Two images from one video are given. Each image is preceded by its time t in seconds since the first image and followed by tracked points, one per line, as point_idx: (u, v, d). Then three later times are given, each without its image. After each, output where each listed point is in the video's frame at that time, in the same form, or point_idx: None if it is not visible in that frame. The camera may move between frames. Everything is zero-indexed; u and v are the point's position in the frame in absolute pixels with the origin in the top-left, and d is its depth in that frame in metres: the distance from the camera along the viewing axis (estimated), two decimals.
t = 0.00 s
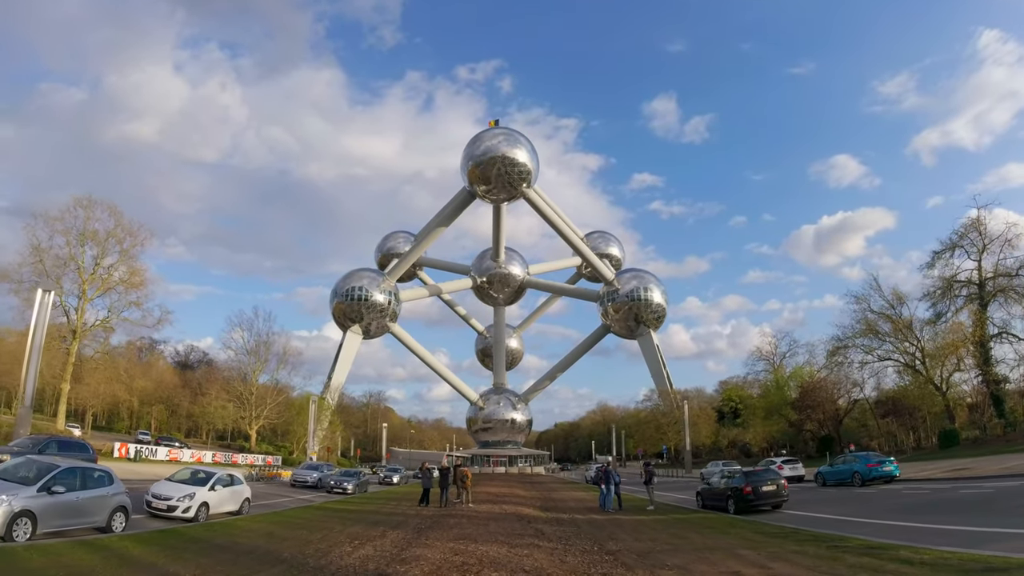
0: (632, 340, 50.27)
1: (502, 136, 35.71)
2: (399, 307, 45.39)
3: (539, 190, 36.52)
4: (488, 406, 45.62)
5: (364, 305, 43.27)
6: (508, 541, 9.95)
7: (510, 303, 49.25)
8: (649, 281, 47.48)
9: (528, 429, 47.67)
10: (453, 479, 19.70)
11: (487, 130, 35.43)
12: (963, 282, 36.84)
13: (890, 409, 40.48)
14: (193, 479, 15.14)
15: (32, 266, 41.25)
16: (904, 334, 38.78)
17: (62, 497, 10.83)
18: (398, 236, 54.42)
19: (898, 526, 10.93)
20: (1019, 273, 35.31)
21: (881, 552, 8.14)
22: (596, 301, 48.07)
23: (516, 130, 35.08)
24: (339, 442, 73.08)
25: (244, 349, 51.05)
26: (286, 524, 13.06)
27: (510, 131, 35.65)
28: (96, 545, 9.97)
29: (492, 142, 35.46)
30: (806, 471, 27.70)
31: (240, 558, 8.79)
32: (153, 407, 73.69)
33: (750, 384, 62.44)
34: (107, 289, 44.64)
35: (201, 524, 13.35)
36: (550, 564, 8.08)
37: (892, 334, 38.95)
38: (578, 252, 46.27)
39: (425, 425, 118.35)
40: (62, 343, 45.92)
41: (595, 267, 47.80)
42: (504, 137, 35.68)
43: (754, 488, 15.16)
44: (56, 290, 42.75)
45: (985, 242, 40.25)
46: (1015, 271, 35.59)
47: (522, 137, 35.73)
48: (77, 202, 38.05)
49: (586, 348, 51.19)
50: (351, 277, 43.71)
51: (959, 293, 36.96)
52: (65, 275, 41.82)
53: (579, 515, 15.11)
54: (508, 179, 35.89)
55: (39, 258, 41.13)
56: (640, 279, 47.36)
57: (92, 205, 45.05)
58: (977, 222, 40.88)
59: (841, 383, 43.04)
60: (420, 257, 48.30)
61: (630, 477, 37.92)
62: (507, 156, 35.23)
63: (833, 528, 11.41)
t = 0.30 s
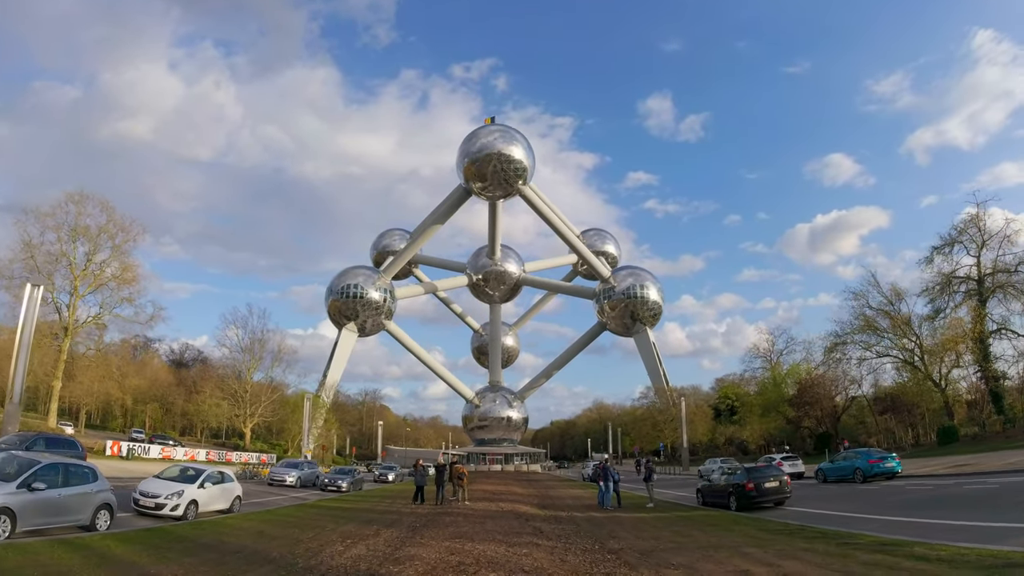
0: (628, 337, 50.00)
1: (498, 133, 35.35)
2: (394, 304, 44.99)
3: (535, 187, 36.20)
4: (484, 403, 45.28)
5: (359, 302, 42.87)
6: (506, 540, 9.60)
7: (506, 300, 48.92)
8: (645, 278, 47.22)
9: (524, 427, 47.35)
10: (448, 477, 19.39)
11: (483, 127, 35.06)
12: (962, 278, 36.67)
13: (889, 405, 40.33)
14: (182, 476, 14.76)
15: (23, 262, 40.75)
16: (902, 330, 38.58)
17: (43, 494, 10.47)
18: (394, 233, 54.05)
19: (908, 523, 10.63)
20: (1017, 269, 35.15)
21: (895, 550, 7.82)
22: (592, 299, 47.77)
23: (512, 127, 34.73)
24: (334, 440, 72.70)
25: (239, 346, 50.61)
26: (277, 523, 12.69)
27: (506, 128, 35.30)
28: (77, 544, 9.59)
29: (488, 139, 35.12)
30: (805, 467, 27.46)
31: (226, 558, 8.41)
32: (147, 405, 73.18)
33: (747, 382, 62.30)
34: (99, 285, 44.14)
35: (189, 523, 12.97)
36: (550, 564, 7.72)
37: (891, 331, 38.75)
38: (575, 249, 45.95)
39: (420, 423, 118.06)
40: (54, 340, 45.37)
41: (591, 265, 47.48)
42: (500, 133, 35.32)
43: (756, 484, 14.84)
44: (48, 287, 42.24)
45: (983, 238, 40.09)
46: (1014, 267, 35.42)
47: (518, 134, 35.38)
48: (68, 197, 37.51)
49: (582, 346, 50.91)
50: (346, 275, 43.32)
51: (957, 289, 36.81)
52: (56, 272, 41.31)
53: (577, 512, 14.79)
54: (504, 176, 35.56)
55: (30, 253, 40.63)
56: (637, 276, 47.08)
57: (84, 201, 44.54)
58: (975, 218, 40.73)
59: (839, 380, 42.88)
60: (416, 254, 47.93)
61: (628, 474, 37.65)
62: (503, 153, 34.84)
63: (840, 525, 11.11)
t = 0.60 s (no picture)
0: (628, 333, 49.64)
1: (496, 129, 34.93)
2: (393, 302, 44.54)
3: (534, 183, 35.76)
4: (483, 400, 44.90)
5: (358, 300, 42.46)
6: (506, 541, 9.21)
7: (505, 297, 48.52)
8: (645, 274, 46.83)
9: (524, 424, 46.97)
10: (447, 474, 19.00)
11: (481, 123, 34.65)
12: (965, 271, 36.32)
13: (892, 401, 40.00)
14: (173, 475, 14.36)
15: (17, 261, 40.28)
16: (905, 324, 38.22)
17: (25, 495, 10.08)
18: (391, 230, 53.60)
19: (923, 519, 10.27)
20: (1021, 262, 34.79)
21: (917, 548, 7.46)
22: (591, 295, 47.36)
23: (510, 122, 34.30)
24: (333, 438, 72.36)
25: (236, 344, 50.17)
26: (270, 523, 12.30)
27: (504, 123, 34.88)
28: (58, 547, 9.18)
29: (486, 135, 34.68)
30: (809, 463, 27.12)
31: (212, 561, 8.00)
32: (145, 405, 72.77)
33: (747, 377, 62.02)
34: (94, 283, 43.69)
35: (179, 524, 12.57)
36: (554, 566, 7.31)
37: (893, 325, 38.39)
38: (574, 245, 45.53)
39: (419, 421, 117.68)
40: (49, 339, 44.91)
41: (590, 260, 47.07)
42: (498, 129, 34.90)
43: (764, 480, 14.47)
44: (42, 285, 41.76)
45: (987, 231, 39.72)
46: (1018, 261, 35.07)
47: (516, 129, 34.96)
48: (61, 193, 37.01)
49: (581, 342, 50.55)
50: (344, 272, 42.90)
51: (960, 282, 36.47)
52: (50, 270, 40.79)
53: (579, 510, 14.40)
54: (502, 172, 35.12)
55: (24, 251, 40.16)
56: (636, 272, 46.68)
57: (78, 198, 44.06)
58: (978, 211, 40.39)
59: (841, 375, 42.54)
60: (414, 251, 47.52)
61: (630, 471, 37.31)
62: (501, 149, 34.43)
63: (851, 522, 10.74)
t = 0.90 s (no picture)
0: (625, 330, 49.37)
1: (492, 125, 34.50)
2: (388, 299, 44.13)
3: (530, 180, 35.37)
4: (479, 398, 44.56)
5: (353, 297, 42.05)
6: (505, 541, 8.85)
7: (501, 294, 48.15)
8: (641, 271, 46.50)
9: (520, 421, 46.65)
10: (443, 472, 18.64)
11: (476, 119, 34.22)
12: (964, 267, 36.09)
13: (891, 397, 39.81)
14: (162, 473, 13.97)
15: (8, 257, 39.69)
16: (904, 320, 38.00)
17: (4, 495, 9.69)
18: (387, 228, 53.18)
19: (934, 516, 9.97)
20: (1020, 257, 34.59)
21: (936, 546, 7.14)
22: (587, 292, 47.04)
23: (506, 118, 33.88)
24: (329, 436, 71.89)
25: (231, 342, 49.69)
26: (260, 522, 11.92)
27: (500, 120, 34.45)
28: (36, 548, 8.79)
29: (482, 131, 34.26)
30: (809, 460, 26.85)
31: (196, 564, 7.64)
32: (140, 403, 72.19)
33: (744, 374, 61.82)
34: (86, 280, 43.12)
35: (167, 523, 12.17)
36: (556, 568, 6.96)
37: (892, 321, 38.16)
38: (570, 242, 45.18)
39: (416, 418, 117.28)
40: (40, 337, 44.31)
41: (586, 257, 46.73)
42: (494, 126, 34.47)
43: (767, 477, 14.17)
44: (33, 282, 41.19)
45: (986, 226, 39.52)
46: (1017, 256, 34.86)
47: (512, 126, 34.53)
48: (52, 188, 36.45)
49: (578, 339, 50.24)
50: (340, 269, 42.47)
51: (959, 278, 36.24)
52: (42, 266, 40.23)
53: (578, 508, 14.05)
54: (498, 169, 34.71)
55: (14, 248, 39.57)
56: (632, 269, 46.36)
57: (70, 193, 43.49)
58: (977, 206, 40.20)
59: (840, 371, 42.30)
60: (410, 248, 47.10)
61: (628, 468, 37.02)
62: (497, 145, 34.03)
63: (861, 519, 10.40)
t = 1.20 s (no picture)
0: (619, 328, 49.13)
1: (486, 122, 34.17)
2: (382, 297, 43.75)
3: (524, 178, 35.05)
4: (473, 396, 44.26)
5: (347, 295, 41.64)
6: (503, 544, 8.58)
7: (495, 292, 47.82)
8: (635, 268, 46.25)
9: (514, 419, 46.37)
10: (437, 471, 18.36)
11: (470, 117, 33.90)
12: (960, 264, 35.95)
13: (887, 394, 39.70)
14: (149, 474, 13.58)
15: None
16: (900, 317, 37.86)
17: None
18: (381, 225, 52.76)
19: (943, 515, 9.75)
20: (1016, 254, 34.48)
21: (952, 549, 6.91)
22: (582, 289, 46.77)
23: (500, 116, 33.54)
24: (323, 434, 71.43)
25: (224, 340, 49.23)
26: (250, 524, 11.61)
27: (494, 117, 34.12)
28: (15, 553, 8.45)
29: (476, 129, 33.94)
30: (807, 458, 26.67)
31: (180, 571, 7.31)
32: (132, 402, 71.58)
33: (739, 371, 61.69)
34: (76, 277, 42.54)
35: (153, 526, 11.84)
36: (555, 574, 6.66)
37: (888, 318, 38.03)
38: (564, 240, 44.87)
39: (410, 416, 116.89)
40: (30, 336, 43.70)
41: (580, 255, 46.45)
42: (488, 123, 34.14)
43: (768, 475, 13.94)
44: (23, 279, 40.59)
45: (981, 222, 39.41)
46: (1013, 253, 34.75)
47: (506, 123, 34.21)
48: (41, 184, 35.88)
49: (572, 337, 49.99)
50: (333, 267, 42.04)
51: (955, 275, 36.10)
52: (32, 264, 39.67)
53: (576, 508, 13.80)
54: (492, 166, 34.37)
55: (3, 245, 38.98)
56: (626, 266, 46.12)
57: (60, 189, 42.90)
58: (972, 203, 40.08)
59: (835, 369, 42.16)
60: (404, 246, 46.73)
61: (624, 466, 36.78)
62: (491, 143, 33.71)
63: (864, 519, 10.26)
